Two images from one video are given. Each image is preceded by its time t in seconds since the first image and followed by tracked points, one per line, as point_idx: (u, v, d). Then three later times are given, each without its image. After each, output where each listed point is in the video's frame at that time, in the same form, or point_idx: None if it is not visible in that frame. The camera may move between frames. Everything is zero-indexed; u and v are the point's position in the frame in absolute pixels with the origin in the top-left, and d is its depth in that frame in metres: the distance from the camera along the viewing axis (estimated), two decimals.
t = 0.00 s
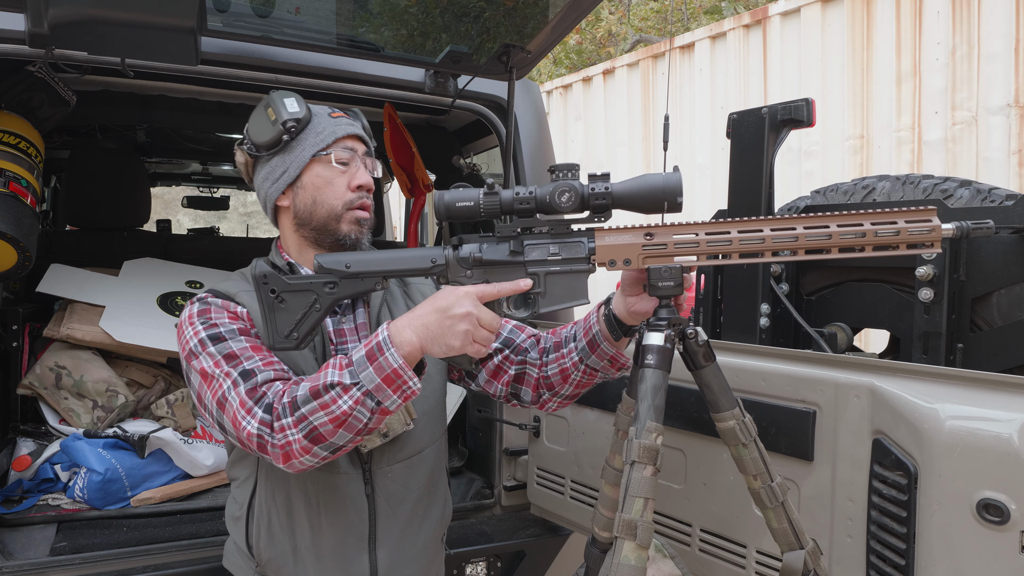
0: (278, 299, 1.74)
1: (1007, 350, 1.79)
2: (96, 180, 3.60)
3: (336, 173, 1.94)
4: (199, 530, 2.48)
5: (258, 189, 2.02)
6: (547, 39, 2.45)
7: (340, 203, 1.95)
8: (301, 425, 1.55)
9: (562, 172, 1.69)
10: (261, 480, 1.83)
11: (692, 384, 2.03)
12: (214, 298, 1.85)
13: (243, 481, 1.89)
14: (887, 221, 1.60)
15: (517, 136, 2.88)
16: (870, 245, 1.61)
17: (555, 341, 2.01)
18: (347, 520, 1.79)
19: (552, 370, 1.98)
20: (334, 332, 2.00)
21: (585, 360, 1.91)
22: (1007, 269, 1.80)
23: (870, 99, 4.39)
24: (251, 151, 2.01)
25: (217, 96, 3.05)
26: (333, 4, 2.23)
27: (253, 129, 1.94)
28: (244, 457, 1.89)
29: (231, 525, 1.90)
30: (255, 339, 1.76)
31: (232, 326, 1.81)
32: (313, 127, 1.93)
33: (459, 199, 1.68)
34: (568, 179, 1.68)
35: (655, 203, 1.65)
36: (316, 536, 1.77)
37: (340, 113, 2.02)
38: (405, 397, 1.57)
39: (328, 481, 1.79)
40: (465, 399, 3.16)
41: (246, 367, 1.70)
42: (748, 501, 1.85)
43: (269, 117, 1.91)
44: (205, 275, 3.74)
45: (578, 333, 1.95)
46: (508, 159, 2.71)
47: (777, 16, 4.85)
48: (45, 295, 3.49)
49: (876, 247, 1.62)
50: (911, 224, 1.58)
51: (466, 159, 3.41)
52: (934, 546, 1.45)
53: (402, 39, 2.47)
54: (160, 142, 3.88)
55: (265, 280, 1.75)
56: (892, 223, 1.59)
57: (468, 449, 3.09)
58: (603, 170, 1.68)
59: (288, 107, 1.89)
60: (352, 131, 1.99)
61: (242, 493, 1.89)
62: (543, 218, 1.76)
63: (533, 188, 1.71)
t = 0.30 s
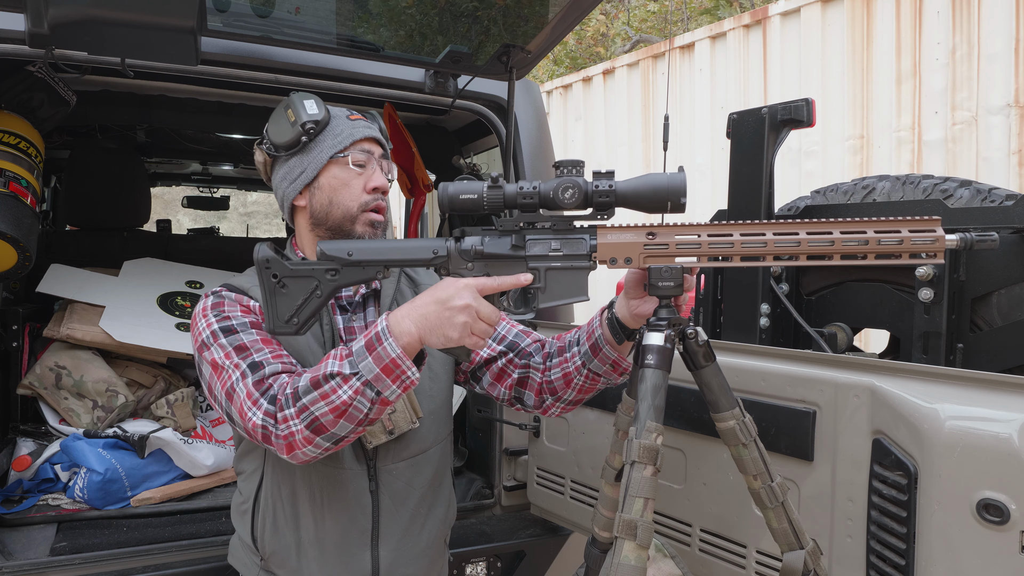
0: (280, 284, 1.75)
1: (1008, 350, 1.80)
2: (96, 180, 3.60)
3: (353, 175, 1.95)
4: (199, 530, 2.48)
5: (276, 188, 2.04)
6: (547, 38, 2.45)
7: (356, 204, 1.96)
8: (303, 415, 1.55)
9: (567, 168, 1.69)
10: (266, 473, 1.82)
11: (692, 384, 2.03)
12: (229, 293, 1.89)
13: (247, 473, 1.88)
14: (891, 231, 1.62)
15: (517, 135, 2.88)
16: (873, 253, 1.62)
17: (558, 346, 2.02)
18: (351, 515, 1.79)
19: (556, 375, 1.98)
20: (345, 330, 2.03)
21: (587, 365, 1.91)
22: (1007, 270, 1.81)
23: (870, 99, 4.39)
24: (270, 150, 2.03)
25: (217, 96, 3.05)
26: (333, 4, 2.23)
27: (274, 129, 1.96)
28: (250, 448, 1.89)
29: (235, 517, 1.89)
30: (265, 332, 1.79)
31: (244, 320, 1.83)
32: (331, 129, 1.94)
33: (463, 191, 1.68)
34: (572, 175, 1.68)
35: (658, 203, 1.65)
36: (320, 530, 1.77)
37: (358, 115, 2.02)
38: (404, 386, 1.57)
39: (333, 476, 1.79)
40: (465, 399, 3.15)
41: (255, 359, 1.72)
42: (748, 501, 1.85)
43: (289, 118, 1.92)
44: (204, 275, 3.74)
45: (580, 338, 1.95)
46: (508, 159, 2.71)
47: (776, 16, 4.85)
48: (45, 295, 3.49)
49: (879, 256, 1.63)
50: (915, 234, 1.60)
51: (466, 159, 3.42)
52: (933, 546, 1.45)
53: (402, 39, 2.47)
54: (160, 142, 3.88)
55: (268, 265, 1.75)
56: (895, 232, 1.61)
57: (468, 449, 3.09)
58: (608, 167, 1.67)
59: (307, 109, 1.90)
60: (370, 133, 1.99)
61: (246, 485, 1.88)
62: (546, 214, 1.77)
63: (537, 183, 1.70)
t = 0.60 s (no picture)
0: (282, 283, 1.75)
1: (1008, 350, 1.80)
2: (96, 180, 3.60)
3: (362, 177, 1.95)
4: (200, 530, 2.48)
5: (285, 188, 2.04)
6: (547, 38, 2.45)
7: (365, 205, 1.96)
8: (303, 411, 1.56)
9: (566, 168, 1.69)
10: (270, 470, 1.83)
11: (692, 384, 2.04)
12: (237, 290, 1.90)
13: (252, 469, 1.89)
14: (893, 230, 1.62)
15: (517, 135, 2.88)
16: (874, 253, 1.62)
17: (563, 350, 2.01)
18: (352, 514, 1.79)
19: (559, 378, 1.99)
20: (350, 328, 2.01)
21: (590, 366, 1.91)
22: (1007, 270, 1.81)
23: (870, 99, 4.39)
24: (280, 150, 2.03)
25: (217, 96, 3.05)
26: (333, 4, 2.23)
27: (285, 129, 1.96)
28: (255, 446, 1.90)
29: (238, 514, 1.90)
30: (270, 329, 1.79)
31: (251, 317, 1.84)
32: (341, 130, 1.94)
33: (464, 191, 1.67)
34: (572, 175, 1.68)
35: (659, 202, 1.64)
36: (321, 528, 1.77)
37: (369, 117, 2.03)
38: (404, 385, 1.56)
39: (335, 474, 1.79)
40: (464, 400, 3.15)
41: (259, 355, 1.73)
42: (748, 501, 1.85)
43: (300, 119, 1.92)
44: (204, 275, 3.74)
45: (585, 339, 1.95)
46: (508, 159, 2.71)
47: (777, 16, 4.86)
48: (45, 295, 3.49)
49: (879, 256, 1.63)
50: (916, 234, 1.60)
51: (466, 159, 3.42)
52: (934, 546, 1.45)
53: (401, 39, 2.47)
54: (160, 142, 3.88)
55: (270, 264, 1.75)
56: (897, 232, 1.61)
57: (468, 449, 3.09)
58: (609, 167, 1.67)
59: (317, 110, 1.90)
60: (379, 135, 2.00)
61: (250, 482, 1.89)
62: (546, 214, 1.77)
63: (537, 183, 1.70)
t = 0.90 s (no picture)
0: (277, 279, 1.74)
1: (1008, 350, 1.80)
2: (96, 180, 3.60)
3: (367, 177, 1.95)
4: (199, 530, 2.48)
5: (291, 187, 2.04)
6: (547, 39, 2.45)
7: (369, 206, 1.97)
8: (300, 409, 1.56)
9: (569, 166, 1.70)
10: (272, 470, 1.84)
11: (692, 384, 2.04)
12: (242, 290, 1.91)
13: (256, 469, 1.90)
14: (892, 233, 1.62)
15: (517, 135, 2.88)
16: (874, 255, 1.62)
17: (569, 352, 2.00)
18: (353, 515, 1.79)
19: (564, 379, 1.97)
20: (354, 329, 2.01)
21: (597, 367, 1.91)
22: (1007, 270, 1.81)
23: (870, 99, 4.39)
24: (286, 149, 2.03)
25: (217, 96, 3.05)
26: (333, 4, 2.23)
27: (291, 129, 1.96)
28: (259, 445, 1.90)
29: (241, 513, 1.90)
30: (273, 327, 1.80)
31: (254, 315, 1.85)
32: (347, 130, 1.93)
33: (464, 188, 1.67)
34: (573, 174, 1.70)
35: (661, 203, 1.65)
36: (321, 529, 1.77)
37: (375, 116, 2.02)
38: (401, 383, 1.56)
39: (336, 475, 1.79)
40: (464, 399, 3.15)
41: (261, 353, 1.74)
42: (748, 501, 1.85)
43: (306, 119, 1.93)
44: (204, 275, 3.74)
45: (591, 339, 1.95)
46: (508, 159, 2.71)
47: (776, 16, 4.86)
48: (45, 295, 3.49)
49: (878, 259, 1.64)
50: (916, 237, 1.60)
51: (466, 159, 3.42)
52: (934, 546, 1.45)
53: (400, 39, 2.47)
54: (160, 142, 3.88)
55: (265, 260, 1.76)
56: (896, 235, 1.61)
57: (468, 449, 3.09)
58: (610, 166, 1.67)
59: (323, 111, 1.89)
60: (385, 135, 1.99)
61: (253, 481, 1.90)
62: (547, 212, 1.77)
63: (539, 181, 1.69)
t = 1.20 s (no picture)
0: (277, 280, 1.74)
1: (1008, 350, 1.80)
2: (96, 181, 3.60)
3: (370, 175, 1.94)
4: (200, 530, 2.47)
5: (298, 185, 2.06)
6: (547, 39, 2.45)
7: (372, 203, 1.96)
8: (296, 407, 1.55)
9: (568, 167, 1.70)
10: (273, 469, 1.85)
11: (692, 383, 2.03)
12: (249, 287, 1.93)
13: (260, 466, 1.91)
14: (891, 232, 1.62)
15: (517, 135, 2.88)
16: (874, 255, 1.62)
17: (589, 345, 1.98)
18: (351, 519, 1.79)
19: (581, 367, 1.95)
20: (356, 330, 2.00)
21: (619, 359, 1.89)
22: (1007, 270, 1.81)
23: (870, 99, 4.39)
24: (292, 148, 2.04)
25: (217, 96, 3.05)
26: (333, 4, 2.23)
27: (296, 125, 1.97)
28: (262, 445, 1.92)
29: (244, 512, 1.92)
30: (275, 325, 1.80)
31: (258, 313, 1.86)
32: (350, 128, 1.94)
33: (463, 188, 1.67)
34: (573, 174, 1.69)
35: (661, 203, 1.65)
36: (319, 531, 1.77)
37: (380, 114, 2.01)
38: (398, 383, 1.56)
39: (336, 477, 1.79)
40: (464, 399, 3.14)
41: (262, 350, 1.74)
42: (748, 501, 1.85)
43: (310, 115, 1.94)
44: (204, 275, 3.74)
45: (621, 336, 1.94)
46: (507, 159, 2.71)
47: (777, 16, 4.86)
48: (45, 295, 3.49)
49: (878, 258, 1.64)
50: (916, 237, 1.61)
51: (466, 159, 3.42)
52: (934, 546, 1.45)
53: (399, 39, 2.47)
54: (160, 142, 3.88)
55: (264, 261, 1.76)
56: (896, 234, 1.62)
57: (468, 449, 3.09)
58: (610, 166, 1.67)
59: (327, 108, 1.90)
60: (390, 133, 1.98)
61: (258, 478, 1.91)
62: (547, 213, 1.77)
63: (538, 180, 1.69)
